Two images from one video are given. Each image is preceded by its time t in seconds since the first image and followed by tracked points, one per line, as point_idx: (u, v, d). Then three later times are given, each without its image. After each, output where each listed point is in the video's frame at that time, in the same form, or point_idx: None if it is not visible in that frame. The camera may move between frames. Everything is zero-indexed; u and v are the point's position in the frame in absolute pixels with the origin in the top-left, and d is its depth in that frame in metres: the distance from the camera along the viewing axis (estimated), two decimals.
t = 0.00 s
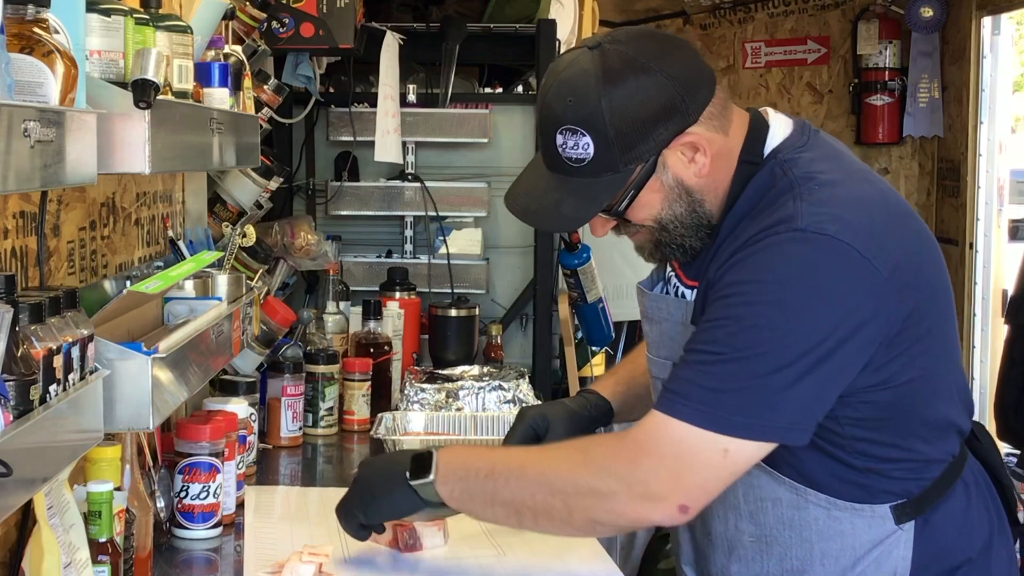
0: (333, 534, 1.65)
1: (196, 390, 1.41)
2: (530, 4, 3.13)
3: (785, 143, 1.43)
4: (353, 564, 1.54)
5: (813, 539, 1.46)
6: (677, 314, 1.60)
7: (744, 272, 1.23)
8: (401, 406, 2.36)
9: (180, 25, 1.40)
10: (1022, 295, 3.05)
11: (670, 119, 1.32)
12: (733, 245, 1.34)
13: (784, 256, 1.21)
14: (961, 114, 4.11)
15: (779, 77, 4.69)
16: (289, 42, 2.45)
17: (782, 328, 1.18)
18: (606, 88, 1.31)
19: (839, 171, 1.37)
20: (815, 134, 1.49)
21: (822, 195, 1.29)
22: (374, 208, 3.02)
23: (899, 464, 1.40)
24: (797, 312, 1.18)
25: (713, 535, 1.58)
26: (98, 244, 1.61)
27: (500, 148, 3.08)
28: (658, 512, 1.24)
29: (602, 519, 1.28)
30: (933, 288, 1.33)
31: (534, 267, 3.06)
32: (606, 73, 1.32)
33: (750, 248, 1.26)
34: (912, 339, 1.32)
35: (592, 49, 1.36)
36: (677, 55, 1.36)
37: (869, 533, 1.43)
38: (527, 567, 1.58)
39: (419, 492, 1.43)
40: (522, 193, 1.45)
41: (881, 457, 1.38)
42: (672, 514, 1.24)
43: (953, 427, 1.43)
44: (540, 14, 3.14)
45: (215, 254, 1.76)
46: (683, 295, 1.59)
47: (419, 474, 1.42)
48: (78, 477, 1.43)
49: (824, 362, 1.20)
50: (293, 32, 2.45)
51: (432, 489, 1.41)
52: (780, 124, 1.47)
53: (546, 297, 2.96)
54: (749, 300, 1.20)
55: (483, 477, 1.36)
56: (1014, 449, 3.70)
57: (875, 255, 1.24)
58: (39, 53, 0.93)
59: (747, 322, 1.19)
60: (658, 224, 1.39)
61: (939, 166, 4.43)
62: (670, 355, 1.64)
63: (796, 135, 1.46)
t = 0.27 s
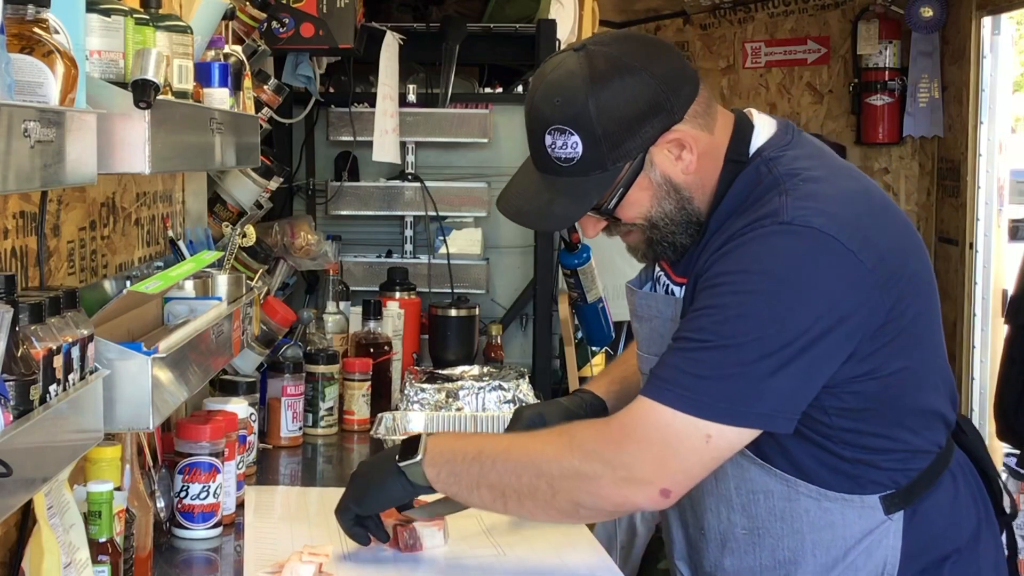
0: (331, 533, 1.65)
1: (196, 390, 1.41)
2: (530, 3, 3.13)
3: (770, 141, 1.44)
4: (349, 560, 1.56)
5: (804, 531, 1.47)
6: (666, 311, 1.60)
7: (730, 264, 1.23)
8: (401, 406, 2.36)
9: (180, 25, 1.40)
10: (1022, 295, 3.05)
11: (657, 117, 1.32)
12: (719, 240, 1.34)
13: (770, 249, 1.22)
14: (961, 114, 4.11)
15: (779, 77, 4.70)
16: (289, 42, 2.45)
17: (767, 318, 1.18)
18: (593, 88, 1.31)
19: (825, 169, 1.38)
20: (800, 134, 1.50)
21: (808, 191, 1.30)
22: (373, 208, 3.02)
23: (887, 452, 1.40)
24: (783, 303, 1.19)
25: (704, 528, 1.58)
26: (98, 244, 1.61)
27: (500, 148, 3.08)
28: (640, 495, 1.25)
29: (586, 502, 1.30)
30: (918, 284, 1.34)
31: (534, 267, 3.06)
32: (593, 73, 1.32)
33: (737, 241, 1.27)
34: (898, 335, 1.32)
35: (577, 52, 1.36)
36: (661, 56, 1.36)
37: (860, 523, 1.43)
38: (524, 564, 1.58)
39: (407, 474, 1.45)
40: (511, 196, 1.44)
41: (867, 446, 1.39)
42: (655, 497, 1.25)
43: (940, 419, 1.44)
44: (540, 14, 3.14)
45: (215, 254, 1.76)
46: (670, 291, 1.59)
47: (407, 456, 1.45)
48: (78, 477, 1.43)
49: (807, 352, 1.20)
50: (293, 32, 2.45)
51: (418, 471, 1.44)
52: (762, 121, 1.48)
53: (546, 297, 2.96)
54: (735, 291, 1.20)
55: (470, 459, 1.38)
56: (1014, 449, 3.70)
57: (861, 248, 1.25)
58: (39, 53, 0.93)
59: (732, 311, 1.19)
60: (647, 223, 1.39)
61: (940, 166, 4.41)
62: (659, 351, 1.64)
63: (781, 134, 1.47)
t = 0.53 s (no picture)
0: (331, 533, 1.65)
1: (196, 390, 1.41)
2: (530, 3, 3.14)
3: (765, 140, 1.45)
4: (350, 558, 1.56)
5: (803, 524, 1.46)
6: (664, 309, 1.60)
7: (728, 260, 1.24)
8: (401, 406, 2.36)
9: (180, 25, 1.40)
10: (1023, 295, 3.05)
11: (653, 117, 1.33)
12: (717, 237, 1.34)
13: (769, 244, 1.22)
14: (961, 113, 4.12)
15: (779, 77, 4.71)
16: (289, 42, 2.45)
17: (766, 312, 1.18)
18: (590, 88, 1.32)
19: (821, 167, 1.38)
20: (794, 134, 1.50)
21: (805, 189, 1.30)
22: (373, 208, 3.02)
23: (884, 445, 1.40)
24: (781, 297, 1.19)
25: (701, 524, 1.58)
26: (98, 244, 1.61)
27: (500, 148, 3.08)
28: (640, 488, 1.25)
29: (587, 494, 1.29)
30: (913, 280, 1.34)
31: (534, 267, 3.06)
32: (590, 74, 1.32)
33: (735, 238, 1.27)
34: (894, 331, 1.32)
35: (574, 53, 1.36)
36: (657, 56, 1.37)
37: (857, 516, 1.44)
38: (523, 562, 1.58)
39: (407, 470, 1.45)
40: (508, 197, 1.44)
41: (862, 440, 1.39)
42: (656, 489, 1.25)
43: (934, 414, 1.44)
44: (540, 14, 3.14)
45: (216, 254, 1.76)
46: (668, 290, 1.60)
47: (406, 452, 1.45)
48: (78, 477, 1.44)
49: (806, 346, 1.20)
50: (293, 32, 2.45)
51: (419, 467, 1.44)
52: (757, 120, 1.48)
53: (546, 297, 2.96)
54: (734, 285, 1.20)
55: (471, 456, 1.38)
56: (1014, 449, 3.70)
57: (858, 244, 1.25)
58: (39, 53, 0.93)
59: (731, 306, 1.19)
60: (644, 222, 1.39)
61: (939, 165, 4.41)
62: (656, 350, 1.64)
63: (775, 132, 1.47)
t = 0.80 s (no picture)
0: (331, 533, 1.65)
1: (196, 390, 1.41)
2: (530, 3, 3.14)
3: (763, 140, 1.45)
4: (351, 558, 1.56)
5: (802, 521, 1.46)
6: (662, 309, 1.61)
7: (728, 259, 1.24)
8: (401, 406, 2.36)
9: (180, 25, 1.40)
10: (1023, 295, 3.05)
11: (653, 117, 1.33)
12: (717, 237, 1.34)
13: (770, 243, 1.22)
14: (961, 113, 4.12)
15: (779, 77, 4.71)
16: (289, 42, 2.45)
17: (766, 310, 1.18)
18: (590, 88, 1.32)
19: (820, 167, 1.38)
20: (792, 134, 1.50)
21: (805, 188, 1.30)
22: (373, 208, 3.02)
23: (883, 443, 1.40)
24: (782, 296, 1.19)
25: (699, 522, 1.58)
26: (98, 244, 1.61)
27: (500, 148, 3.08)
28: (641, 484, 1.25)
29: (588, 491, 1.29)
30: (912, 280, 1.35)
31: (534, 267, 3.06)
32: (591, 74, 1.32)
33: (736, 237, 1.27)
34: (893, 330, 1.32)
35: (574, 53, 1.36)
36: (657, 56, 1.37)
37: (857, 512, 1.44)
38: (522, 562, 1.58)
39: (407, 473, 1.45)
40: (508, 198, 1.44)
41: (861, 438, 1.39)
42: (656, 487, 1.25)
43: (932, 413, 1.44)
44: (540, 14, 3.15)
45: (216, 254, 1.76)
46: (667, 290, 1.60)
47: (406, 454, 1.45)
48: (78, 477, 1.44)
49: (805, 345, 1.20)
50: (293, 32, 2.45)
51: (419, 469, 1.44)
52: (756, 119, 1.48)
53: (546, 297, 2.96)
54: (734, 284, 1.20)
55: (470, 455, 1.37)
56: (1014, 450, 3.70)
57: (859, 243, 1.25)
58: (38, 53, 0.93)
59: (732, 305, 1.19)
60: (644, 222, 1.39)
61: (939, 165, 4.41)
62: (654, 350, 1.65)
63: (774, 132, 1.47)
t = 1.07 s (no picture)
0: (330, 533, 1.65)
1: (196, 390, 1.41)
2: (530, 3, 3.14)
3: (763, 140, 1.44)
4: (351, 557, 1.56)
5: (798, 523, 1.46)
6: (661, 308, 1.61)
7: (727, 258, 1.24)
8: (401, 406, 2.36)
9: (180, 25, 1.40)
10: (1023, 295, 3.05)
11: (653, 116, 1.33)
12: (716, 237, 1.34)
13: (769, 243, 1.22)
14: (961, 113, 4.12)
15: (779, 77, 4.71)
16: (289, 42, 2.45)
17: (765, 310, 1.18)
18: (591, 86, 1.32)
19: (820, 168, 1.38)
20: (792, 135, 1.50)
21: (805, 189, 1.30)
22: (373, 208, 3.02)
23: (881, 444, 1.40)
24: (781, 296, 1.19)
25: (696, 522, 1.58)
26: (97, 244, 1.61)
27: (500, 148, 3.08)
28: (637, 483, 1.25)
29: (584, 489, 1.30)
30: (910, 282, 1.35)
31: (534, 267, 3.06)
32: (591, 72, 1.32)
33: (734, 237, 1.27)
34: (891, 330, 1.32)
35: (575, 51, 1.36)
36: (657, 55, 1.37)
37: (852, 514, 1.44)
38: (522, 562, 1.58)
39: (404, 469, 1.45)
40: (508, 196, 1.43)
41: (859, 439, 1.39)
42: (651, 485, 1.25)
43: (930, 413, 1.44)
44: (540, 14, 3.15)
45: (216, 254, 1.76)
46: (665, 289, 1.60)
47: (402, 450, 1.45)
48: (78, 477, 1.44)
49: (803, 345, 1.21)
50: (293, 32, 2.45)
51: (415, 465, 1.44)
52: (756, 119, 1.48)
53: (546, 297, 2.96)
54: (733, 284, 1.20)
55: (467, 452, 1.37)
56: (1014, 450, 3.70)
57: (857, 244, 1.25)
58: (39, 53, 0.93)
59: (731, 305, 1.19)
60: (643, 220, 1.39)
61: (939, 165, 4.41)
62: (653, 349, 1.65)
63: (774, 133, 1.47)
